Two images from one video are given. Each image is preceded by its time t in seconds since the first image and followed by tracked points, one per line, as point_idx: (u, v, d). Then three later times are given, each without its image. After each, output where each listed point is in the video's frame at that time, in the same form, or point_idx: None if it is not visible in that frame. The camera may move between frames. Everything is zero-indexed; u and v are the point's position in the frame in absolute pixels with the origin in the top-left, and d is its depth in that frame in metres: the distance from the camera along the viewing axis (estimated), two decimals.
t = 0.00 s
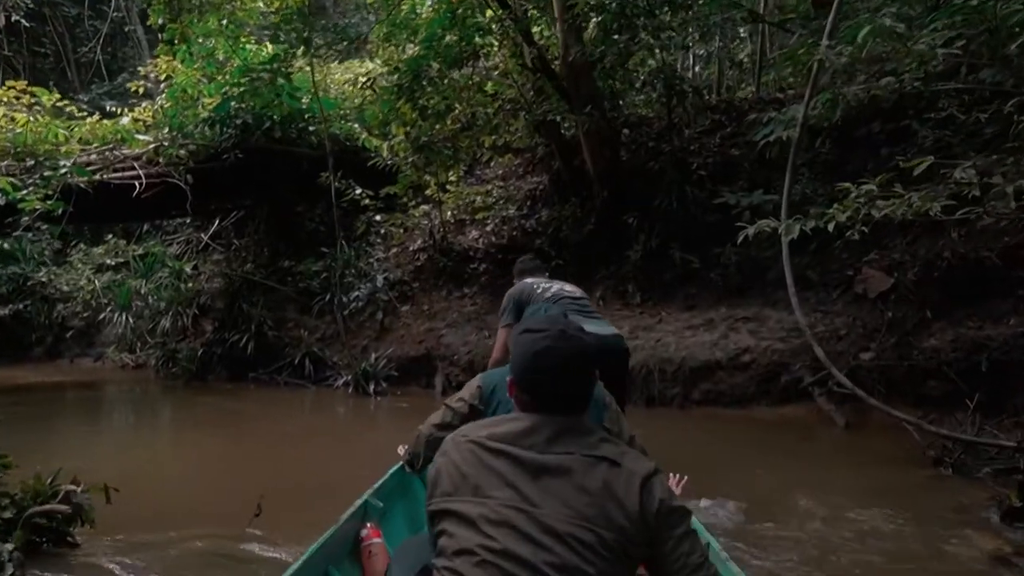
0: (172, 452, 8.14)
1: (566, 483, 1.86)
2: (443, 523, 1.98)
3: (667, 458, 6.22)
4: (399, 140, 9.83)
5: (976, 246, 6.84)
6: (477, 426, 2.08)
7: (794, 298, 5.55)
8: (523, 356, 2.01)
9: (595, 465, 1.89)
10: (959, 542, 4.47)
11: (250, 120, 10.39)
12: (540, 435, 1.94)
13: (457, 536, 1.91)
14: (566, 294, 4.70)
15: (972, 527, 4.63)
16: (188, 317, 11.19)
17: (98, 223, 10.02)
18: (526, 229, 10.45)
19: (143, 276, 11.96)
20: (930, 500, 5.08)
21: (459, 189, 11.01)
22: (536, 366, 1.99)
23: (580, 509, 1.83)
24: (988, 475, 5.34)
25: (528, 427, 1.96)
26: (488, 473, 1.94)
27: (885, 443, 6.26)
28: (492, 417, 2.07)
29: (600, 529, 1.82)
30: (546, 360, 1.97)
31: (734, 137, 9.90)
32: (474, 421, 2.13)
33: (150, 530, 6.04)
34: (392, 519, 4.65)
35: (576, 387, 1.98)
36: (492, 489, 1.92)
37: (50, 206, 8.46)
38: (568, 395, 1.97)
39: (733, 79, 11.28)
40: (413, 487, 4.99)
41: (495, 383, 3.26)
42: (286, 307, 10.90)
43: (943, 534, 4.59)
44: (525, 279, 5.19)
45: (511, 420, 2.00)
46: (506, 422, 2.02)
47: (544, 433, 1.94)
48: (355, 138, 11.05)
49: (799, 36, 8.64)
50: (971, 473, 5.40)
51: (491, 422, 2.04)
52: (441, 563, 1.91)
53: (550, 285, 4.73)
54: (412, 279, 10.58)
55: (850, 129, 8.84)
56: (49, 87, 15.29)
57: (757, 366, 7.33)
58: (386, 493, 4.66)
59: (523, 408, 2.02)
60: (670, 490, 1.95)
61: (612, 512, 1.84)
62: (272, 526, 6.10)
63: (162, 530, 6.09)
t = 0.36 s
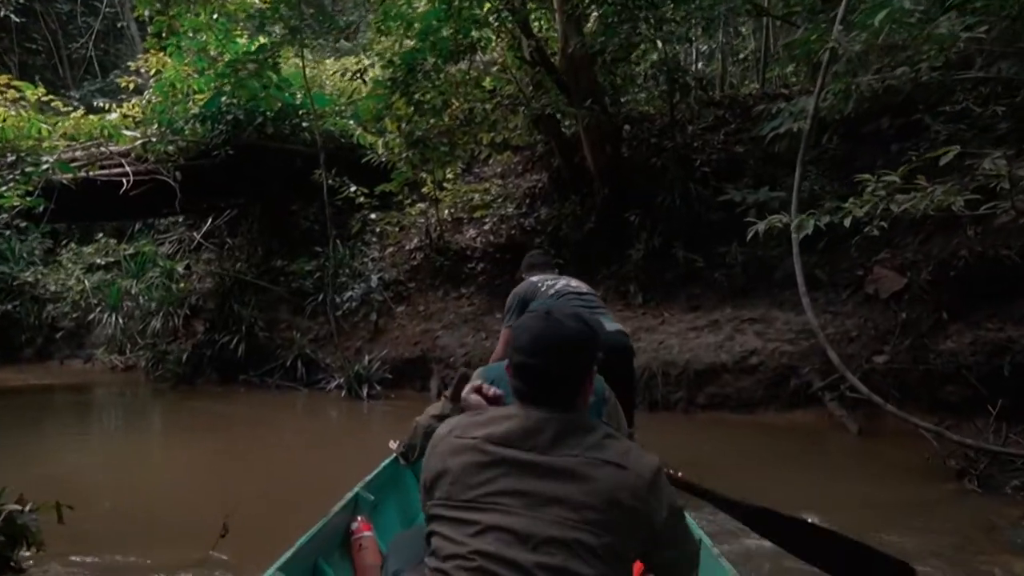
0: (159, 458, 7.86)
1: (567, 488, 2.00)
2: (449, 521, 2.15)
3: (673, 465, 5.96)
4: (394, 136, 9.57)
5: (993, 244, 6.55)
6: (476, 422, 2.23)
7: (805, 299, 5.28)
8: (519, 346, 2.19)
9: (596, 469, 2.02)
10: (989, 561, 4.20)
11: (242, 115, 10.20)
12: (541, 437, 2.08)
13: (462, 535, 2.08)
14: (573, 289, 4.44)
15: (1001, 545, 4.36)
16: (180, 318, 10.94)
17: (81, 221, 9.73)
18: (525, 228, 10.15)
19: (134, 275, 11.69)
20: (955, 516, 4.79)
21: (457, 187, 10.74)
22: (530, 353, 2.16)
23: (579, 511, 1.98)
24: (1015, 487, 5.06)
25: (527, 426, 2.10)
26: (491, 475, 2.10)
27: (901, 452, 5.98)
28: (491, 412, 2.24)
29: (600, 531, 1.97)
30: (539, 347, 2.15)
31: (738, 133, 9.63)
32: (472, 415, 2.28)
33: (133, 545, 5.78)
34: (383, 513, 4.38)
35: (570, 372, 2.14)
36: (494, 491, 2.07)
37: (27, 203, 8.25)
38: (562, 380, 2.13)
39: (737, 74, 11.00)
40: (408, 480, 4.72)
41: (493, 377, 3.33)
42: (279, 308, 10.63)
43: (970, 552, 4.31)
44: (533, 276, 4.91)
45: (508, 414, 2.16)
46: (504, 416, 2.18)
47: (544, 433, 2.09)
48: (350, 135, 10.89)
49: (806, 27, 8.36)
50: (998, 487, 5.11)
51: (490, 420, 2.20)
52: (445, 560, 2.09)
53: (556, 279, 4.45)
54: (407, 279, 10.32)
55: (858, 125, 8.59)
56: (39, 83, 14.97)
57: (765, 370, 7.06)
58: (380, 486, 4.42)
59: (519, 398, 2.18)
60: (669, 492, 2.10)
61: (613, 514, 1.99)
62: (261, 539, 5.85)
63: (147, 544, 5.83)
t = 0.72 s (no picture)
0: (147, 462, 7.63)
1: (550, 486, 1.96)
2: (436, 512, 2.12)
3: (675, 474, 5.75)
4: (388, 133, 9.31)
5: (1010, 243, 6.29)
6: (469, 411, 2.18)
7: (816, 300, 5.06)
8: (510, 344, 2.05)
9: (580, 467, 1.98)
10: None
11: (234, 112, 9.95)
12: (528, 433, 2.01)
13: (446, 529, 2.05)
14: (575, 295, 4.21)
15: None
16: (171, 319, 10.62)
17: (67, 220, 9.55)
18: (524, 228, 9.84)
19: (125, 275, 11.46)
20: (979, 533, 4.54)
21: (454, 185, 10.50)
22: (524, 352, 2.02)
23: (563, 511, 1.94)
24: None
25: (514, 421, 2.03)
26: (476, 467, 2.05)
27: (917, 461, 5.74)
28: (481, 405, 2.16)
29: (582, 531, 1.94)
30: (533, 347, 2.01)
31: (742, 130, 9.40)
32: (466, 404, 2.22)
33: (115, 555, 5.57)
34: (367, 520, 4.15)
35: (567, 368, 2.02)
36: (479, 484, 2.03)
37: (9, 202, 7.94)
38: (558, 379, 2.01)
39: (740, 71, 10.77)
40: (391, 484, 4.48)
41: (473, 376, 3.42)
42: (272, 309, 10.41)
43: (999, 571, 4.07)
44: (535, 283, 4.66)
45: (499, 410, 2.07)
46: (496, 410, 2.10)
47: (532, 429, 2.01)
48: (345, 132, 10.72)
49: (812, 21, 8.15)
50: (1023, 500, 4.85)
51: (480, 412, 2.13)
52: (429, 553, 2.06)
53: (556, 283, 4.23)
54: (403, 279, 10.10)
55: (866, 121, 8.37)
56: (30, 79, 14.69)
57: (772, 373, 6.83)
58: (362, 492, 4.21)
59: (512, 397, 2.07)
60: (652, 484, 2.09)
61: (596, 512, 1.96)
62: (247, 547, 5.62)
63: (129, 553, 5.62)
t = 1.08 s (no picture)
0: (140, 464, 7.45)
1: (543, 479, 2.05)
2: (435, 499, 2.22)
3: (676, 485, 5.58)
4: (386, 129, 9.11)
5: None
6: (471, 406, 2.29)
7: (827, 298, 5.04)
8: (505, 345, 2.16)
9: (573, 461, 2.07)
10: None
11: (229, 108, 9.75)
12: (522, 427, 2.11)
13: (442, 517, 2.14)
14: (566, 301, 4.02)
15: None
16: (165, 319, 10.42)
17: (50, 220, 9.27)
18: (524, 226, 9.65)
19: (119, 275, 11.28)
20: (1002, 546, 4.35)
21: (452, 183, 10.35)
22: (518, 358, 2.12)
23: (551, 503, 2.02)
24: None
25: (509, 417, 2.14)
26: (474, 458, 2.15)
27: (931, 468, 5.56)
28: (479, 400, 2.26)
29: (572, 524, 2.02)
30: (527, 354, 2.12)
31: (746, 126, 9.21)
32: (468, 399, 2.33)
33: (102, 559, 5.39)
34: (358, 527, 4.00)
35: (558, 374, 2.13)
36: (475, 475, 2.13)
37: None
38: (550, 383, 2.12)
39: (742, 67, 10.58)
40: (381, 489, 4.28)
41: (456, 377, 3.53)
42: (268, 309, 10.22)
43: None
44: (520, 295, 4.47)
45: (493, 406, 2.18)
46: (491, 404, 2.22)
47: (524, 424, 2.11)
48: (342, 129, 10.54)
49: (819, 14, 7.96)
50: None
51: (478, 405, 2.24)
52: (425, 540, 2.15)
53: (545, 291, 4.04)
54: (401, 279, 9.91)
55: (873, 118, 8.19)
56: (23, 77, 14.47)
57: (778, 376, 6.65)
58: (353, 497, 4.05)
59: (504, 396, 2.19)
60: (646, 482, 2.16)
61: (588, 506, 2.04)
62: (237, 551, 5.46)
63: (117, 557, 5.45)
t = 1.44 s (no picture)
0: (135, 466, 7.31)
1: (533, 480, 1.90)
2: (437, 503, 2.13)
3: (676, 489, 5.42)
4: (385, 126, 8.97)
5: None
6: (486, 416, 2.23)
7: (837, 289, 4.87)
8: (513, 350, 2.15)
9: (566, 467, 1.90)
10: None
11: (225, 105, 9.59)
12: (520, 429, 2.02)
13: (435, 516, 2.04)
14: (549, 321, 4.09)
15: None
16: (161, 320, 10.26)
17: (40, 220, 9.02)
18: (525, 225, 9.52)
19: (115, 275, 11.13)
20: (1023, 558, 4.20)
21: (452, 182, 10.23)
22: (516, 362, 2.09)
23: (536, 509, 1.85)
24: None
25: (507, 418, 2.07)
26: (473, 460, 2.05)
27: (945, 475, 5.41)
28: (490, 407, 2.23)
29: (556, 533, 1.82)
30: (526, 358, 2.09)
31: (751, 123, 9.06)
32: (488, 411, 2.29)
33: (88, 562, 5.24)
34: (340, 532, 3.82)
35: (556, 386, 2.07)
36: (470, 475, 2.02)
37: None
38: (544, 391, 2.06)
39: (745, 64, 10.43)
40: (362, 494, 4.11)
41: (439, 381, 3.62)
42: (264, 309, 10.07)
43: None
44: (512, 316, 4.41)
45: (498, 410, 2.12)
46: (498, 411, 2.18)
47: (519, 427, 2.03)
48: (340, 127, 10.41)
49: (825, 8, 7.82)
50: None
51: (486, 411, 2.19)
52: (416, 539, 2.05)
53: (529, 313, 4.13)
54: (400, 279, 9.76)
55: (881, 115, 8.04)
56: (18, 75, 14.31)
57: (786, 378, 6.50)
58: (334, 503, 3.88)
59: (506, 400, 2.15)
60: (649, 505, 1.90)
61: (576, 516, 1.83)
62: (228, 553, 5.31)
63: (102, 560, 5.30)
